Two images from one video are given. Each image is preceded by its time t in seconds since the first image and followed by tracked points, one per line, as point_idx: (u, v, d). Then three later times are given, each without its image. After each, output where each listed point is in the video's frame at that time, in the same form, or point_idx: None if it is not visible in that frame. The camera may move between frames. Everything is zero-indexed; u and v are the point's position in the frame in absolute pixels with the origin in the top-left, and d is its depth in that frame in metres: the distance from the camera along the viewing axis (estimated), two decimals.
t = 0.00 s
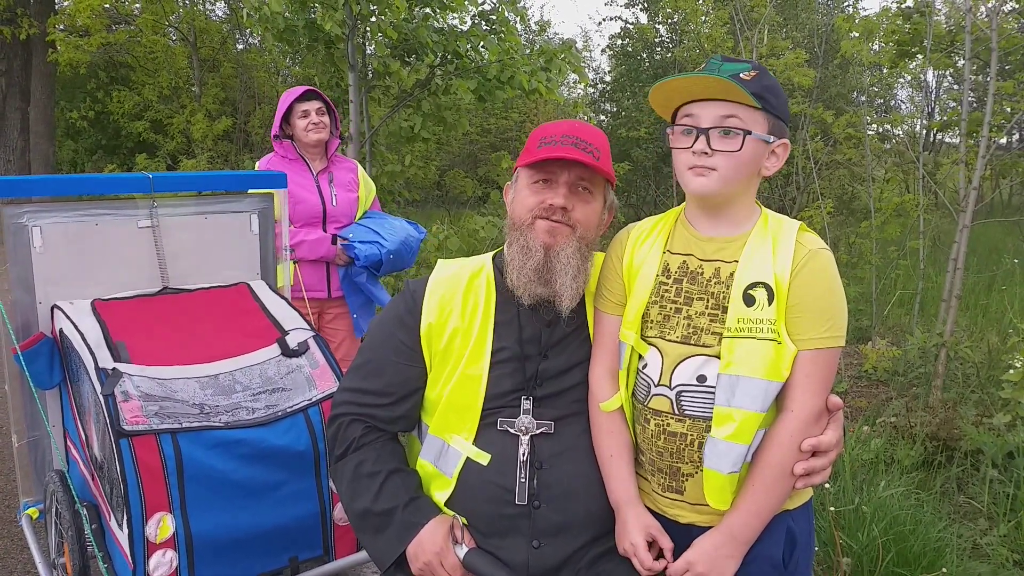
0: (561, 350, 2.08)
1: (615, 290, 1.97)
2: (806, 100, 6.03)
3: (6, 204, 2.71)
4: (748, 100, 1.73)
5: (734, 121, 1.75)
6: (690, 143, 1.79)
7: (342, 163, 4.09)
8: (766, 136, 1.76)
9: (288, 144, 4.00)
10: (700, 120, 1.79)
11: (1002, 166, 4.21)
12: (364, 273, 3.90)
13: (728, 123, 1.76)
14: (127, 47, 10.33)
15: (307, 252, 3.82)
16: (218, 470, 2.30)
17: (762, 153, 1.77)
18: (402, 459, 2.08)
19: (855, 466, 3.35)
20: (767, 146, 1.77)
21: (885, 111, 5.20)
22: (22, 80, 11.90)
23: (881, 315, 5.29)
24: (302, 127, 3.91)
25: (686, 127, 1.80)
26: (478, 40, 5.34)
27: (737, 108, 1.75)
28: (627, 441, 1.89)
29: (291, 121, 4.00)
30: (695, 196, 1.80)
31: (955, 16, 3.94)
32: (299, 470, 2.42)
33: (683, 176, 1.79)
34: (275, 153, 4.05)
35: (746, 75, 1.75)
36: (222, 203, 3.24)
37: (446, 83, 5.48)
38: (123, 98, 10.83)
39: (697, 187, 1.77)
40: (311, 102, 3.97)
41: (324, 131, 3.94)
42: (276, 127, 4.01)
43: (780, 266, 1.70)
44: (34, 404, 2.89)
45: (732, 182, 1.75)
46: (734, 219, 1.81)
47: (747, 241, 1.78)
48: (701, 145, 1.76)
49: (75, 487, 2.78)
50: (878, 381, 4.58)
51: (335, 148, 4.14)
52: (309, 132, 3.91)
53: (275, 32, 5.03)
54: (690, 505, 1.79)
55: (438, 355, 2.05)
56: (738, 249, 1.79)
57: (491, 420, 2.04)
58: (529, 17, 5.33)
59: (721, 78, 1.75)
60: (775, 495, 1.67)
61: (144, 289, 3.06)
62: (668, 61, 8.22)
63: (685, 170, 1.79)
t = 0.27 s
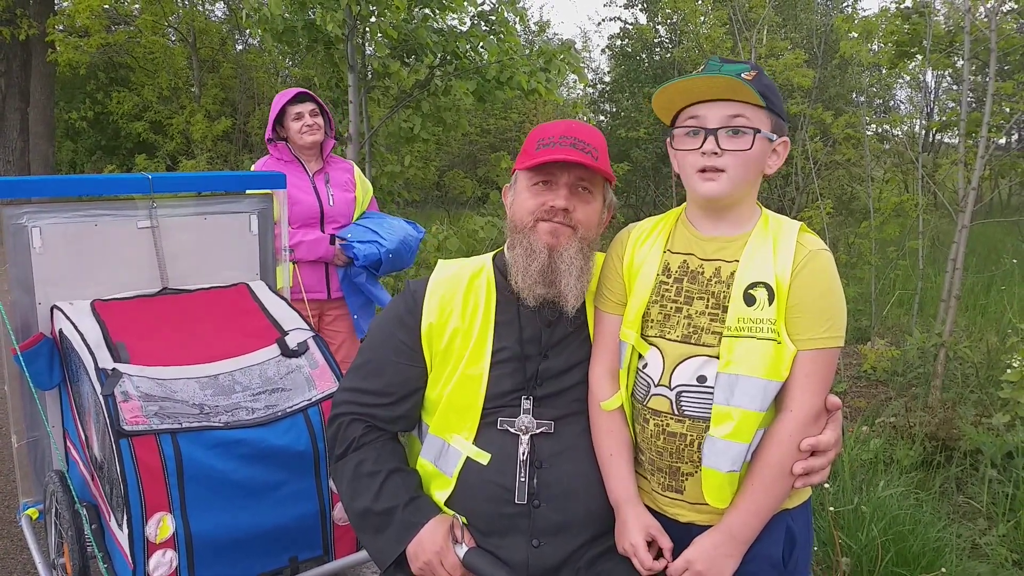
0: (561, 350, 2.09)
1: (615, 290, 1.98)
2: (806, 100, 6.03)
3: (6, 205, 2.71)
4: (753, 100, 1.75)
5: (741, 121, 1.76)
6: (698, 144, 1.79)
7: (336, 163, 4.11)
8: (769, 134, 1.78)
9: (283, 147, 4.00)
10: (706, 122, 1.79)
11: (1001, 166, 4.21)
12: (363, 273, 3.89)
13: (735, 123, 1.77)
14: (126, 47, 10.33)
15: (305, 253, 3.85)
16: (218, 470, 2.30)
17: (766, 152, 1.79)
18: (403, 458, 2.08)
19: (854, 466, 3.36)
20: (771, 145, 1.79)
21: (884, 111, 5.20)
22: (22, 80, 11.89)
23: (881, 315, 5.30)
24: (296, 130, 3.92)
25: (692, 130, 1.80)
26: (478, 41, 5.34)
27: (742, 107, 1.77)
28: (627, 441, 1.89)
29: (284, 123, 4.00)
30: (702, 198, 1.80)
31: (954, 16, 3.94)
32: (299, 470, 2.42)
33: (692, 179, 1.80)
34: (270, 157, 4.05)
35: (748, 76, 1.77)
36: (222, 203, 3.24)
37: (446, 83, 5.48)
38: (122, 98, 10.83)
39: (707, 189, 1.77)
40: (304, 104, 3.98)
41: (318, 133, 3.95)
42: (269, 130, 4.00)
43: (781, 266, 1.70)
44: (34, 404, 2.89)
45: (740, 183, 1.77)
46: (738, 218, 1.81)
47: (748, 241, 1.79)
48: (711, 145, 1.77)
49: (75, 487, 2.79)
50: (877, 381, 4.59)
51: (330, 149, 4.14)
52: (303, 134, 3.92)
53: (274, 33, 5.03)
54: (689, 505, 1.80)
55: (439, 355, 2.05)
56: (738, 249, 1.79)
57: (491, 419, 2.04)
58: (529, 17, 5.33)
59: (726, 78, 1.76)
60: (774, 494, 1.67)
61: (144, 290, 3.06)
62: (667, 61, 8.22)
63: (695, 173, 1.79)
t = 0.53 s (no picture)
0: (561, 349, 2.09)
1: (614, 289, 1.97)
2: (805, 100, 6.03)
3: (5, 203, 2.71)
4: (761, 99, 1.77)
5: (749, 119, 1.77)
6: (708, 141, 1.78)
7: (335, 162, 4.11)
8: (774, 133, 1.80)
9: (279, 148, 4.00)
10: (714, 119, 1.79)
11: (1001, 167, 4.21)
12: (361, 272, 3.89)
13: (743, 121, 1.77)
14: (125, 46, 10.31)
15: (302, 252, 3.84)
16: (217, 469, 2.30)
17: (770, 152, 1.81)
18: (402, 457, 2.08)
19: (853, 466, 3.36)
20: (774, 144, 1.81)
21: (883, 111, 5.20)
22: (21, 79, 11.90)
23: (880, 315, 5.30)
24: (290, 132, 3.91)
25: (699, 126, 1.79)
26: (477, 40, 5.34)
27: (750, 106, 1.78)
28: (627, 440, 1.89)
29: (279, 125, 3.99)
30: (709, 197, 1.79)
31: (953, 16, 3.93)
32: (298, 469, 2.42)
33: (700, 175, 1.79)
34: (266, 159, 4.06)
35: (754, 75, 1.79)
36: (221, 202, 3.24)
37: (446, 83, 5.48)
38: (122, 97, 10.83)
39: (717, 186, 1.76)
40: (298, 105, 3.96)
41: (313, 134, 3.94)
42: (265, 132, 4.00)
43: (780, 264, 1.70)
44: (33, 403, 2.88)
45: (747, 180, 1.77)
46: (741, 215, 1.81)
47: (746, 239, 1.78)
48: (721, 142, 1.77)
49: (74, 486, 2.79)
50: (876, 381, 4.59)
51: (326, 148, 4.14)
52: (298, 136, 3.91)
53: (274, 32, 5.03)
54: (689, 503, 1.80)
55: (438, 354, 2.05)
56: (737, 246, 1.79)
57: (491, 418, 2.04)
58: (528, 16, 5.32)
59: (735, 76, 1.77)
60: (773, 491, 1.67)
61: (143, 289, 3.05)
62: (667, 61, 8.22)
63: (706, 169, 1.78)
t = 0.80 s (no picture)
0: (560, 348, 2.09)
1: (611, 289, 1.97)
2: (804, 101, 6.04)
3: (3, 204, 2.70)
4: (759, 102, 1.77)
5: (747, 121, 1.78)
6: (708, 143, 1.78)
7: (334, 163, 4.12)
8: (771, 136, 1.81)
9: (277, 149, 4.00)
10: (713, 121, 1.79)
11: (999, 168, 4.22)
12: (359, 272, 3.90)
13: (742, 123, 1.78)
14: (124, 46, 10.31)
15: (299, 252, 3.84)
16: (216, 469, 2.30)
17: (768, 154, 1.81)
18: (401, 458, 2.08)
19: (852, 467, 3.36)
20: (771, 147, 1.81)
21: (882, 113, 5.21)
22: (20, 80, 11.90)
23: (879, 316, 5.31)
24: (289, 134, 3.91)
25: (698, 127, 1.79)
26: (476, 41, 5.33)
27: (748, 109, 1.78)
28: (626, 441, 1.89)
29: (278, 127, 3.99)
30: (707, 198, 1.79)
31: (952, 18, 3.93)
32: (297, 470, 2.42)
33: (699, 176, 1.79)
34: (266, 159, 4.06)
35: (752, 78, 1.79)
36: (220, 203, 3.24)
37: (445, 84, 5.48)
38: (121, 97, 10.83)
39: (716, 187, 1.76)
40: (296, 107, 3.95)
41: (310, 136, 3.94)
42: (263, 133, 4.01)
43: (777, 263, 1.70)
44: (31, 403, 2.88)
45: (746, 182, 1.77)
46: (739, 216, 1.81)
47: (743, 238, 1.79)
48: (720, 143, 1.77)
49: (73, 487, 2.78)
50: (875, 382, 4.60)
51: (326, 148, 4.13)
52: (296, 138, 3.91)
53: (273, 32, 5.03)
54: (689, 504, 1.80)
55: (437, 353, 2.05)
56: (735, 245, 1.79)
57: (490, 418, 2.04)
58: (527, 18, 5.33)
59: (733, 78, 1.77)
60: (773, 490, 1.67)
61: (142, 289, 3.05)
62: (666, 62, 8.23)
63: (706, 170, 1.77)
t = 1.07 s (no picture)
0: (562, 347, 2.09)
1: (612, 288, 1.97)
2: (803, 101, 6.04)
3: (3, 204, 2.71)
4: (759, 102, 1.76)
5: (748, 122, 1.77)
6: (709, 144, 1.77)
7: (333, 162, 4.11)
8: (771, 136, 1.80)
9: (277, 146, 4.00)
10: (715, 122, 1.78)
11: (999, 167, 4.21)
12: (358, 273, 3.90)
13: (743, 124, 1.77)
14: (124, 46, 10.30)
15: (299, 252, 3.84)
16: (216, 470, 2.30)
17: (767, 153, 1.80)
18: (401, 458, 2.07)
19: (852, 468, 3.36)
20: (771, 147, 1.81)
21: (881, 113, 5.20)
22: (19, 79, 11.89)
23: (878, 316, 5.31)
24: (288, 132, 3.91)
25: (700, 128, 1.78)
26: (476, 41, 5.33)
27: (750, 110, 1.77)
28: (628, 442, 1.89)
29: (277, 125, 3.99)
30: (708, 199, 1.78)
31: (952, 18, 3.93)
32: (296, 470, 2.42)
33: (700, 177, 1.78)
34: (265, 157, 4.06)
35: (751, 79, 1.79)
36: (219, 203, 3.23)
37: (444, 83, 5.48)
38: (121, 97, 10.83)
39: (717, 188, 1.76)
40: (295, 105, 3.95)
41: (310, 134, 3.94)
42: (262, 131, 4.01)
43: (779, 262, 1.70)
44: (31, 404, 2.88)
45: (748, 183, 1.77)
46: (738, 216, 1.81)
47: (744, 238, 1.79)
48: (722, 144, 1.76)
49: (73, 487, 2.78)
50: (875, 382, 4.60)
51: (325, 147, 4.13)
52: (295, 136, 3.91)
53: (272, 32, 5.02)
54: (691, 503, 1.80)
55: (437, 353, 2.04)
56: (736, 245, 1.79)
57: (496, 416, 2.04)
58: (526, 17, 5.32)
59: (734, 79, 1.76)
60: (778, 490, 1.67)
61: (141, 290, 3.05)
62: (666, 62, 8.23)
63: (708, 171, 1.77)
